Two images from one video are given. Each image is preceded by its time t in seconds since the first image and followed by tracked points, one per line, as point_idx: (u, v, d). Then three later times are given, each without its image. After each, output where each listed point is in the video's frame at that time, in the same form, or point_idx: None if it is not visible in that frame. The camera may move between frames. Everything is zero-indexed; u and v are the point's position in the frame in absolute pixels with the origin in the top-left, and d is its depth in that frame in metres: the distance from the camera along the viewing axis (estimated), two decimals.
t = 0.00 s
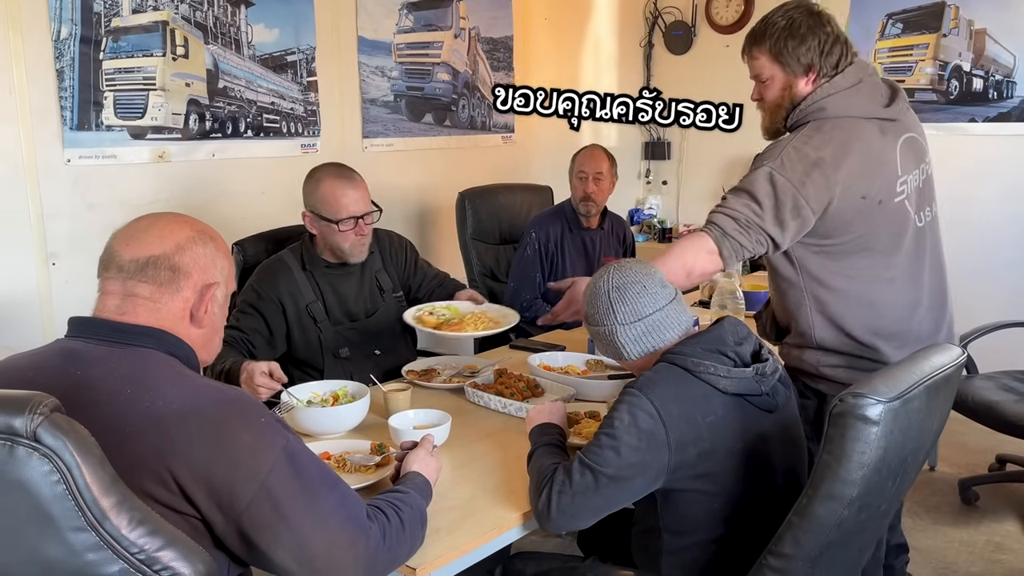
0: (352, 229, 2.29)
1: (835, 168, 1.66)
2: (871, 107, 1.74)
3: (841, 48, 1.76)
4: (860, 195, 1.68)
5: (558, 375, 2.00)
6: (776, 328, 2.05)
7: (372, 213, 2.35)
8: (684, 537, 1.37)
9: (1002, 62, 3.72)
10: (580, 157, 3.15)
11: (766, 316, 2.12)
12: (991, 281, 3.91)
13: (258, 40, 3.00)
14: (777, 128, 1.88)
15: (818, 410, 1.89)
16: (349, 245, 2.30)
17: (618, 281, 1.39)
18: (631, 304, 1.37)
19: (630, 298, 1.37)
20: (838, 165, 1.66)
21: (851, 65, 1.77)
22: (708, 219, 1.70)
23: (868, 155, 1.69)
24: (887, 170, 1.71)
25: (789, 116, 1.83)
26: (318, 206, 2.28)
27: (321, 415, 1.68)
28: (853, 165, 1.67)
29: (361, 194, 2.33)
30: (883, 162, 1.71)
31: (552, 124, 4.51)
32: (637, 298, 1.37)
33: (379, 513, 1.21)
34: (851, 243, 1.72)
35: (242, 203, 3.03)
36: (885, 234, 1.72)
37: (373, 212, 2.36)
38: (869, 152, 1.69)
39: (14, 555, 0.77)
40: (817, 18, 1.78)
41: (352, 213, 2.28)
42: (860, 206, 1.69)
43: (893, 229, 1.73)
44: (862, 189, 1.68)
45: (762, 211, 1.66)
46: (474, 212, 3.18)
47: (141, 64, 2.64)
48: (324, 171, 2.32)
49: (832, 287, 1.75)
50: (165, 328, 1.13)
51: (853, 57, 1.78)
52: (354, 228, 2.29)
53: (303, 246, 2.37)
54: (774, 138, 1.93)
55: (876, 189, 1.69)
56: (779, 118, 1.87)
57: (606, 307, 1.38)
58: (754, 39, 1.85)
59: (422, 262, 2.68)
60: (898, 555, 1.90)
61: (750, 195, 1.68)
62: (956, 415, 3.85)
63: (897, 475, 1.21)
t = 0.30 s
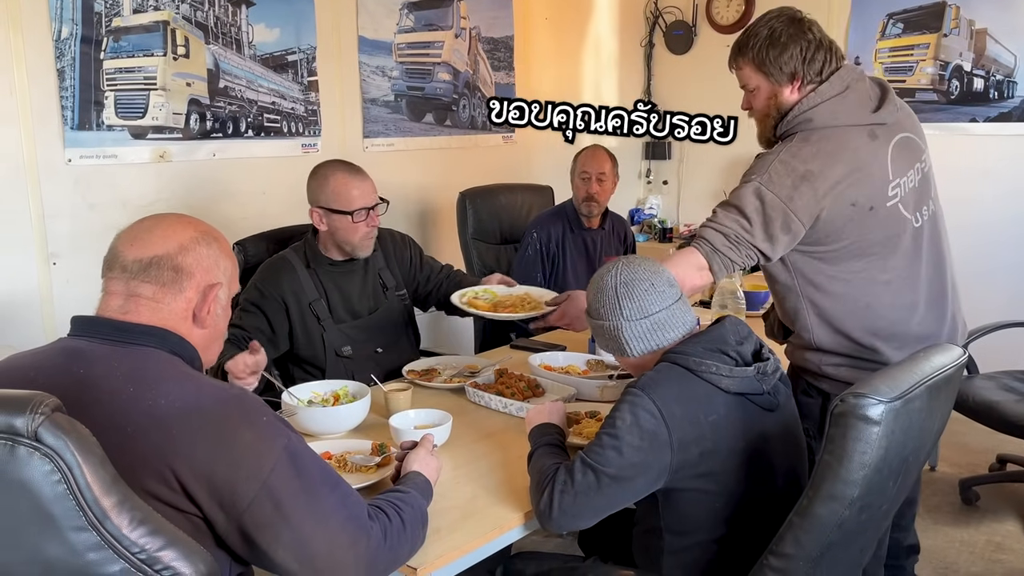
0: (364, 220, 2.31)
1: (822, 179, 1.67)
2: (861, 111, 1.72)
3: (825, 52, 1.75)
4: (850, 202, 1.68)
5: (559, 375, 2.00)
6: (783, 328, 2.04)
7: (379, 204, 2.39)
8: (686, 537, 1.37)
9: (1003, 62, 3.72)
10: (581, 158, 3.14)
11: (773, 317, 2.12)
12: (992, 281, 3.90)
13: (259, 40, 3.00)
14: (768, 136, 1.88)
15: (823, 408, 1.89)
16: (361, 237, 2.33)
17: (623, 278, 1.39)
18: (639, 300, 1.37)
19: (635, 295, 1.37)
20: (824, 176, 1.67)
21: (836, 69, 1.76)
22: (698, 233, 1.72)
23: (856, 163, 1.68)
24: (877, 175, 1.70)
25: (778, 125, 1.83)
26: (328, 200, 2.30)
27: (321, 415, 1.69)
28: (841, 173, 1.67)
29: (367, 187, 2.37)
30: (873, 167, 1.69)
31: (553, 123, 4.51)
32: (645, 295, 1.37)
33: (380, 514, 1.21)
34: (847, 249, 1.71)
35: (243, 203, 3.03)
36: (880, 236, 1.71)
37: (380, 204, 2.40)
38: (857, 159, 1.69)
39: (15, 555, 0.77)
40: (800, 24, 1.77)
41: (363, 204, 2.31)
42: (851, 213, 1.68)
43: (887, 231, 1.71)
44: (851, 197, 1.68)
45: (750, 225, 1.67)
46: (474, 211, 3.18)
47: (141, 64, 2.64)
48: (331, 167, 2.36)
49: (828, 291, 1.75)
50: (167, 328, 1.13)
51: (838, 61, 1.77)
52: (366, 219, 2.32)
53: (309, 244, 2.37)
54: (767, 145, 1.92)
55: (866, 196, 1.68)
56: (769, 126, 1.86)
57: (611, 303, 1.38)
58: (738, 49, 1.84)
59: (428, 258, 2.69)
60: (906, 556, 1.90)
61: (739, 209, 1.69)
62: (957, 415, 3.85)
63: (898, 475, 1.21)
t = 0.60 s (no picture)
0: (375, 213, 2.34)
1: (834, 175, 1.67)
2: (873, 108, 1.71)
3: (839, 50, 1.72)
4: (861, 198, 1.67)
5: (559, 375, 2.00)
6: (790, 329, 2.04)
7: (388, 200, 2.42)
8: (686, 537, 1.37)
9: (1003, 62, 3.72)
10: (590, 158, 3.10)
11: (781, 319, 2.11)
12: (992, 281, 3.90)
13: (259, 40, 3.00)
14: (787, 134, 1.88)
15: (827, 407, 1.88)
16: (373, 229, 2.34)
17: (621, 276, 1.39)
18: (638, 299, 1.37)
19: (633, 292, 1.37)
20: (835, 172, 1.67)
21: (830, 79, 1.72)
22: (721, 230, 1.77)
23: (868, 160, 1.68)
24: (889, 172, 1.69)
25: (788, 123, 1.87)
26: (338, 195, 2.33)
27: (321, 415, 1.69)
28: (853, 169, 1.67)
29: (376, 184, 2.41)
30: (886, 163, 1.68)
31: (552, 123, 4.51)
32: (643, 293, 1.37)
33: (381, 513, 1.21)
34: (857, 247, 1.71)
35: (243, 203, 3.03)
36: (889, 235, 1.70)
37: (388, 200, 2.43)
38: (869, 156, 1.68)
39: (16, 554, 0.77)
40: (803, 28, 1.74)
41: (373, 199, 2.35)
42: (861, 209, 1.68)
43: (898, 229, 1.70)
44: (863, 192, 1.67)
45: (768, 221, 1.71)
46: (475, 211, 3.18)
47: (142, 63, 2.64)
48: (341, 163, 2.41)
49: (838, 290, 1.75)
50: (169, 328, 1.13)
51: (835, 69, 1.72)
52: (376, 212, 2.35)
53: (314, 241, 2.38)
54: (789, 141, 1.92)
55: (878, 192, 1.68)
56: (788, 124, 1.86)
57: (609, 300, 1.38)
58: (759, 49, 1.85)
59: (434, 255, 2.70)
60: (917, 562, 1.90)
61: (756, 207, 1.73)
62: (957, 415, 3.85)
63: (898, 475, 1.22)
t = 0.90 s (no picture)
0: (381, 208, 2.35)
1: (872, 154, 1.67)
2: (916, 100, 1.71)
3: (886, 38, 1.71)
4: (894, 183, 1.68)
5: (558, 374, 2.00)
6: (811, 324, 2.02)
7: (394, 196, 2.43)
8: (684, 536, 1.36)
9: (1002, 61, 3.73)
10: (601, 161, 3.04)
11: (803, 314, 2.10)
12: (992, 280, 3.90)
13: (258, 39, 3.00)
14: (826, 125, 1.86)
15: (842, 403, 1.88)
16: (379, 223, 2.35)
17: (607, 275, 1.41)
18: (621, 299, 1.38)
19: (617, 291, 1.38)
20: (873, 152, 1.67)
21: (874, 74, 1.71)
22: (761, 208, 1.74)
23: (905, 147, 1.69)
24: (923, 161, 1.70)
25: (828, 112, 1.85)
26: (345, 189, 2.34)
27: (319, 415, 1.69)
28: (891, 153, 1.68)
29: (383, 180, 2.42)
30: (922, 152, 1.70)
31: (552, 123, 4.50)
32: (627, 294, 1.38)
33: (380, 513, 1.21)
34: (886, 233, 1.71)
35: (242, 203, 3.03)
36: (917, 226, 1.71)
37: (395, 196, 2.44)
38: (906, 143, 1.69)
39: (16, 555, 0.77)
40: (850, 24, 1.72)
41: (379, 194, 2.36)
42: (893, 194, 1.69)
43: (926, 223, 1.71)
44: (896, 177, 1.68)
45: (814, 194, 1.69)
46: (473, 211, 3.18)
47: (141, 64, 2.64)
48: (349, 158, 2.41)
49: (862, 277, 1.75)
50: (168, 328, 1.13)
51: (881, 64, 1.70)
52: (383, 207, 2.35)
53: (318, 238, 2.38)
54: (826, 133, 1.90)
55: (911, 179, 1.69)
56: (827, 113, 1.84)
57: (593, 297, 1.40)
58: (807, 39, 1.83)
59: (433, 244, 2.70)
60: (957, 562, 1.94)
61: (798, 181, 1.72)
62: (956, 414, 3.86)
63: (897, 472, 1.22)
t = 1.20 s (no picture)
0: (387, 222, 2.34)
1: (942, 142, 1.70)
2: (989, 100, 1.76)
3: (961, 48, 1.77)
4: (961, 173, 1.70)
5: (557, 374, 2.00)
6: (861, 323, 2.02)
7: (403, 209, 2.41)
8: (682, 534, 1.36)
9: (1001, 60, 3.73)
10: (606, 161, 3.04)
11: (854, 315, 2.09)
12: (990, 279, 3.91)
13: (257, 39, 3.00)
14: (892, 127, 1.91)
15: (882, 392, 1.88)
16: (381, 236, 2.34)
17: (593, 273, 1.43)
18: (607, 294, 1.40)
19: (603, 287, 1.40)
20: (944, 139, 1.70)
21: (951, 73, 1.76)
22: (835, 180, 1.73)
23: (975, 139, 1.71)
24: (990, 157, 1.72)
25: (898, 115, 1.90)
26: (356, 195, 2.32)
27: (317, 415, 1.69)
28: (961, 144, 1.71)
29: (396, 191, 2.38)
30: (990, 149, 1.72)
31: (551, 122, 4.50)
32: (613, 290, 1.40)
33: (379, 513, 1.21)
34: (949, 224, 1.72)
35: (241, 202, 3.03)
36: (979, 219, 1.72)
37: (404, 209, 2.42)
38: (976, 136, 1.72)
39: (16, 555, 0.77)
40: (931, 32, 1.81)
41: (390, 207, 2.33)
42: (960, 184, 1.71)
43: (987, 218, 1.72)
44: (964, 168, 1.70)
45: (888, 172, 1.70)
46: (472, 210, 3.18)
47: (139, 63, 2.64)
48: (371, 164, 2.39)
49: (919, 269, 1.75)
50: (167, 328, 1.12)
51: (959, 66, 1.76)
52: (389, 221, 2.34)
53: (323, 234, 2.39)
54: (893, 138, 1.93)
55: (978, 171, 1.71)
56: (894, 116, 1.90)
57: (581, 295, 1.41)
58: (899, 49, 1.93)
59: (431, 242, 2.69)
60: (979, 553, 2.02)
61: (871, 159, 1.72)
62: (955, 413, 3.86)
63: (895, 469, 1.22)
